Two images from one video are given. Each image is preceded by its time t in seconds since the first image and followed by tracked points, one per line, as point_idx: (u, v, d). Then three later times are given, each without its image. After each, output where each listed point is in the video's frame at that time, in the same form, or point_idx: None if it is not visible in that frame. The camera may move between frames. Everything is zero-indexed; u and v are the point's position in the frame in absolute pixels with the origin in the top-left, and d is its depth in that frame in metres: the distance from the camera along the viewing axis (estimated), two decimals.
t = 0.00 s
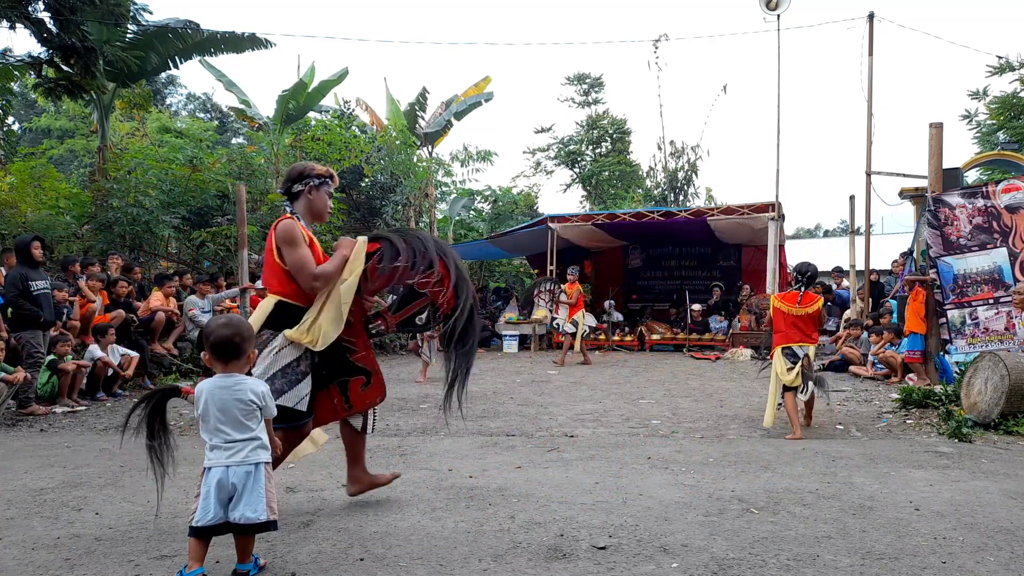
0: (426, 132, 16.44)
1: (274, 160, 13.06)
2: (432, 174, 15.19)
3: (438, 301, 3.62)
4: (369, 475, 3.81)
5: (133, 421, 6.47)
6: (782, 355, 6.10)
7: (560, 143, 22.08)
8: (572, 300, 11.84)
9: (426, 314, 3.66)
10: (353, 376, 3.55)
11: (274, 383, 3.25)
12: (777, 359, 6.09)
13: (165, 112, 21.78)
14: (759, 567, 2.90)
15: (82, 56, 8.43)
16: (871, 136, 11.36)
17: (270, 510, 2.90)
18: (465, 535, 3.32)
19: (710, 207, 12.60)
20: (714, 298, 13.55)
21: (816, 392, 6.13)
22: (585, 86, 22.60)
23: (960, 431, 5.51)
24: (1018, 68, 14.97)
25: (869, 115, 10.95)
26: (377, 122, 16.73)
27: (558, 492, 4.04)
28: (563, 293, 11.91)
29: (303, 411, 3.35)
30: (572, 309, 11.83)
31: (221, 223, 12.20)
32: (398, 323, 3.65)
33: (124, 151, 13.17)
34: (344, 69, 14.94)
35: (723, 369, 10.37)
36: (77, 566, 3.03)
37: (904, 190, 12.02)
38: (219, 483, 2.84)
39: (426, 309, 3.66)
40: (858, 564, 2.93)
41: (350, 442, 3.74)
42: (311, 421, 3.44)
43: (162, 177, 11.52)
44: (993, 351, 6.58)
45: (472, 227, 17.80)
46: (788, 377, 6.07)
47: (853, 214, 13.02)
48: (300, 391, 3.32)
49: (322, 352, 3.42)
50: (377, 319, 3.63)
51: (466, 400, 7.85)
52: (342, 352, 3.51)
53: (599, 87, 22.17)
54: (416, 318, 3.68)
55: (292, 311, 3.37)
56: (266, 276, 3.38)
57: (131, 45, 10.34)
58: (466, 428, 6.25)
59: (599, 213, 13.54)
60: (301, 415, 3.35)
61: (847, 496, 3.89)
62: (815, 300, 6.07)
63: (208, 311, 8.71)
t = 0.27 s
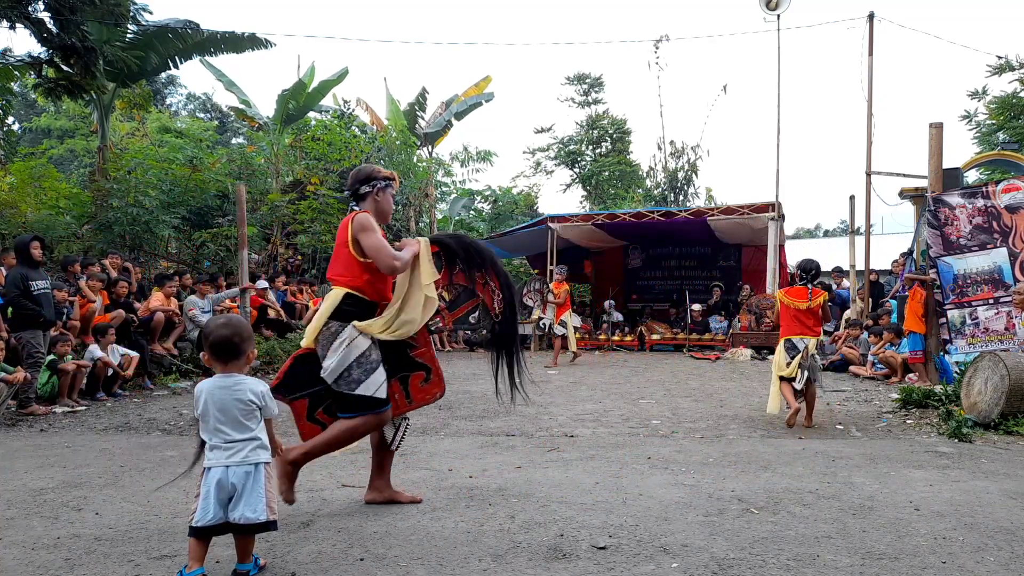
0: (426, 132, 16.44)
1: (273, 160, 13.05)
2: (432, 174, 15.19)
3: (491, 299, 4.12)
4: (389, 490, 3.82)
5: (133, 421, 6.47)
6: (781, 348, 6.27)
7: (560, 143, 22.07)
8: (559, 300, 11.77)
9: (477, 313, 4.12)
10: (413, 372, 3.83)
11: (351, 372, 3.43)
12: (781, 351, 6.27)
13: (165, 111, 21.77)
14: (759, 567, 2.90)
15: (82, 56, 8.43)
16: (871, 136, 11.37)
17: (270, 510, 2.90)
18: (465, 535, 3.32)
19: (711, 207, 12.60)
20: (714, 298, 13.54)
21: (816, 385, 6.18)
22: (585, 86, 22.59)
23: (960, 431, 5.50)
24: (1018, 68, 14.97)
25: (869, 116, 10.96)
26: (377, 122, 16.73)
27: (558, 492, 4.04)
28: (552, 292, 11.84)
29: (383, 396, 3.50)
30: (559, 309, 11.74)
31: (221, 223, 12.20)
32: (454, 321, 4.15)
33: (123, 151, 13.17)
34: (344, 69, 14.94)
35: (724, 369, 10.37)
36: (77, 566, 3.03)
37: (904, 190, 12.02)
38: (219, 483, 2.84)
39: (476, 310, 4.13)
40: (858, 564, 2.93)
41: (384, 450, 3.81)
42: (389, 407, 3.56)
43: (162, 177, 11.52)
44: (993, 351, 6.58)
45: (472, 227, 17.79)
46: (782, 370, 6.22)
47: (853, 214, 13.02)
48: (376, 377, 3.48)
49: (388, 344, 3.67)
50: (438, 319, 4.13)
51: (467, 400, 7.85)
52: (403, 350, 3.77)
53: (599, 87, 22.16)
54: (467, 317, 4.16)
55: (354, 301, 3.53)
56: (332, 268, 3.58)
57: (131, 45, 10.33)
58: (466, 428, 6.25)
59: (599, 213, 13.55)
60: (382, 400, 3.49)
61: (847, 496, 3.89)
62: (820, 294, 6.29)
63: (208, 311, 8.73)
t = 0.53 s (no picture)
0: (426, 132, 16.44)
1: (274, 160, 13.06)
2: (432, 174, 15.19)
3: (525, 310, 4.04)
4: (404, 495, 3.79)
5: (133, 421, 6.47)
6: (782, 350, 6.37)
7: (560, 143, 22.08)
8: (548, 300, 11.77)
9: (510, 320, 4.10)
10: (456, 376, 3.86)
11: (423, 369, 3.53)
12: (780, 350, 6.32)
13: (165, 111, 21.78)
14: (759, 567, 2.90)
15: (82, 56, 8.44)
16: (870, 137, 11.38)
17: (270, 510, 2.90)
18: (465, 536, 3.32)
19: (710, 207, 12.61)
20: (715, 298, 13.54)
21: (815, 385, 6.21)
22: (585, 86, 22.60)
23: (960, 431, 5.50)
24: (1018, 68, 14.97)
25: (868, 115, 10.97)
26: (377, 122, 16.73)
27: (558, 492, 4.04)
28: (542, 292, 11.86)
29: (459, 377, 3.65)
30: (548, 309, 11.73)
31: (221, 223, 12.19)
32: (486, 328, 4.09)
33: (123, 150, 13.17)
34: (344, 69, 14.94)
35: (724, 369, 10.37)
36: (77, 566, 3.03)
37: (904, 190, 12.02)
38: (219, 483, 2.85)
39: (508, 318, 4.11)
40: (858, 564, 2.93)
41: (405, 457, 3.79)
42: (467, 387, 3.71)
43: (163, 177, 11.53)
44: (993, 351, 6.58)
45: (472, 227, 17.80)
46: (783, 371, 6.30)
47: (853, 214, 13.02)
48: (448, 368, 3.58)
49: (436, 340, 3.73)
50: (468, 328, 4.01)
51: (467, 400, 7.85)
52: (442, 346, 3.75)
53: (599, 87, 22.17)
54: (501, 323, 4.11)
55: (409, 307, 3.59)
56: (380, 272, 3.61)
57: (131, 45, 10.33)
58: (466, 428, 6.25)
59: (599, 213, 13.55)
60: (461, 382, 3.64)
61: (847, 496, 3.89)
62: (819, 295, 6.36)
63: (208, 311, 8.74)
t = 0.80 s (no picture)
0: (427, 132, 16.44)
1: (274, 160, 13.06)
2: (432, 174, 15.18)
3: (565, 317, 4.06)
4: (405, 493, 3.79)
5: (133, 421, 6.47)
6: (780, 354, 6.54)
7: (560, 143, 22.08)
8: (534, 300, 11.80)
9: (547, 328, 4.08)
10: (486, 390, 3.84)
11: (475, 363, 3.54)
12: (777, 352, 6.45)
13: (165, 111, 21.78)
14: (759, 566, 2.90)
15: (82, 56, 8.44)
16: (870, 137, 11.39)
17: (270, 510, 2.90)
18: (465, 535, 3.32)
19: (710, 207, 12.63)
20: (715, 298, 13.54)
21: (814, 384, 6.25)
22: (584, 86, 22.59)
23: (960, 431, 5.50)
24: (1018, 68, 14.98)
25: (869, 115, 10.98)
26: (377, 122, 16.73)
27: (558, 492, 4.04)
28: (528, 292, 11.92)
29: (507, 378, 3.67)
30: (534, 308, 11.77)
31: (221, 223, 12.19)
32: (523, 331, 4.06)
33: (123, 150, 13.17)
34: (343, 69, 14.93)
35: (724, 369, 10.37)
36: (76, 566, 3.03)
37: (904, 190, 12.02)
38: (219, 483, 2.85)
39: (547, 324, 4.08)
40: (858, 564, 2.93)
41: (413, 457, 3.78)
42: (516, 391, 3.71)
43: (162, 177, 11.53)
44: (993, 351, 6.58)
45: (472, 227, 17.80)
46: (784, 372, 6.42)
47: (853, 214, 13.02)
48: (499, 359, 3.58)
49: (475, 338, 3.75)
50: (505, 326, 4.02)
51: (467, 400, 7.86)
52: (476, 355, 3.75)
53: (599, 87, 22.17)
54: (538, 328, 4.08)
55: (461, 305, 3.63)
56: (436, 270, 3.60)
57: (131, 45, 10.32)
58: (466, 428, 6.25)
59: (599, 213, 13.56)
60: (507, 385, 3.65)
61: (847, 496, 3.89)
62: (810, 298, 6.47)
63: (208, 311, 8.72)
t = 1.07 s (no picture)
0: (426, 132, 16.44)
1: (273, 160, 13.06)
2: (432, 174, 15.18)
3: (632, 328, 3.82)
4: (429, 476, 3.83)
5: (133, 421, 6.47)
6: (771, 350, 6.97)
7: (560, 143, 22.07)
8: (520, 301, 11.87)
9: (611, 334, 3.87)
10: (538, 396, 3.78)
11: (551, 370, 3.50)
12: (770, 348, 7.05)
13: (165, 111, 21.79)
14: (759, 567, 2.90)
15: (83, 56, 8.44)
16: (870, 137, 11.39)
17: (270, 510, 2.90)
18: (465, 535, 3.32)
19: (710, 207, 12.63)
20: (714, 298, 13.54)
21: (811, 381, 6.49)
22: (584, 86, 22.59)
23: (960, 431, 5.50)
24: (1018, 68, 14.98)
25: (869, 115, 10.98)
26: (377, 122, 16.73)
27: (558, 492, 4.04)
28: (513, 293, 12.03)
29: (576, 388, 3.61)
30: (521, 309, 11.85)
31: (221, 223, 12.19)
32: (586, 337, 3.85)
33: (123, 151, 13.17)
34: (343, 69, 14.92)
35: (724, 369, 10.37)
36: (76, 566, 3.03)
37: (904, 190, 12.02)
38: (219, 483, 2.85)
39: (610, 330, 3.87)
40: (858, 564, 2.93)
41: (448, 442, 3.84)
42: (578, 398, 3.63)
43: (163, 177, 11.54)
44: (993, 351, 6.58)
45: (472, 227, 17.80)
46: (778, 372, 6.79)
47: (853, 214, 13.02)
48: (574, 372, 3.55)
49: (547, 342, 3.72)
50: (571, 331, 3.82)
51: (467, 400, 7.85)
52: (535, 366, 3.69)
53: (599, 87, 22.16)
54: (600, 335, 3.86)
55: (541, 307, 3.61)
56: (520, 270, 3.56)
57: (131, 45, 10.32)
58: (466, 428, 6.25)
59: (599, 213, 13.56)
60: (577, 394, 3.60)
61: (847, 496, 3.89)
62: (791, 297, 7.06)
63: (208, 311, 8.72)
